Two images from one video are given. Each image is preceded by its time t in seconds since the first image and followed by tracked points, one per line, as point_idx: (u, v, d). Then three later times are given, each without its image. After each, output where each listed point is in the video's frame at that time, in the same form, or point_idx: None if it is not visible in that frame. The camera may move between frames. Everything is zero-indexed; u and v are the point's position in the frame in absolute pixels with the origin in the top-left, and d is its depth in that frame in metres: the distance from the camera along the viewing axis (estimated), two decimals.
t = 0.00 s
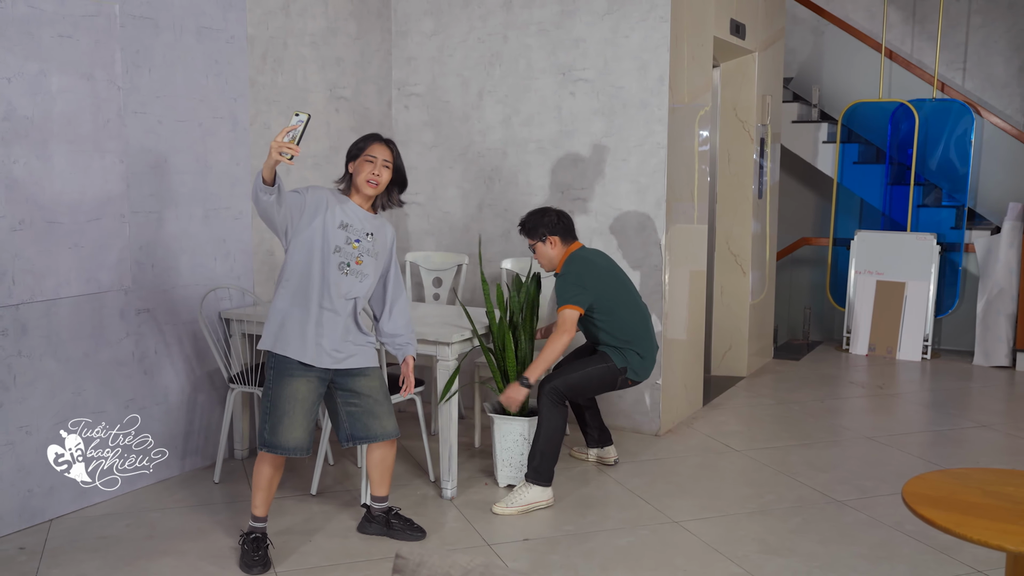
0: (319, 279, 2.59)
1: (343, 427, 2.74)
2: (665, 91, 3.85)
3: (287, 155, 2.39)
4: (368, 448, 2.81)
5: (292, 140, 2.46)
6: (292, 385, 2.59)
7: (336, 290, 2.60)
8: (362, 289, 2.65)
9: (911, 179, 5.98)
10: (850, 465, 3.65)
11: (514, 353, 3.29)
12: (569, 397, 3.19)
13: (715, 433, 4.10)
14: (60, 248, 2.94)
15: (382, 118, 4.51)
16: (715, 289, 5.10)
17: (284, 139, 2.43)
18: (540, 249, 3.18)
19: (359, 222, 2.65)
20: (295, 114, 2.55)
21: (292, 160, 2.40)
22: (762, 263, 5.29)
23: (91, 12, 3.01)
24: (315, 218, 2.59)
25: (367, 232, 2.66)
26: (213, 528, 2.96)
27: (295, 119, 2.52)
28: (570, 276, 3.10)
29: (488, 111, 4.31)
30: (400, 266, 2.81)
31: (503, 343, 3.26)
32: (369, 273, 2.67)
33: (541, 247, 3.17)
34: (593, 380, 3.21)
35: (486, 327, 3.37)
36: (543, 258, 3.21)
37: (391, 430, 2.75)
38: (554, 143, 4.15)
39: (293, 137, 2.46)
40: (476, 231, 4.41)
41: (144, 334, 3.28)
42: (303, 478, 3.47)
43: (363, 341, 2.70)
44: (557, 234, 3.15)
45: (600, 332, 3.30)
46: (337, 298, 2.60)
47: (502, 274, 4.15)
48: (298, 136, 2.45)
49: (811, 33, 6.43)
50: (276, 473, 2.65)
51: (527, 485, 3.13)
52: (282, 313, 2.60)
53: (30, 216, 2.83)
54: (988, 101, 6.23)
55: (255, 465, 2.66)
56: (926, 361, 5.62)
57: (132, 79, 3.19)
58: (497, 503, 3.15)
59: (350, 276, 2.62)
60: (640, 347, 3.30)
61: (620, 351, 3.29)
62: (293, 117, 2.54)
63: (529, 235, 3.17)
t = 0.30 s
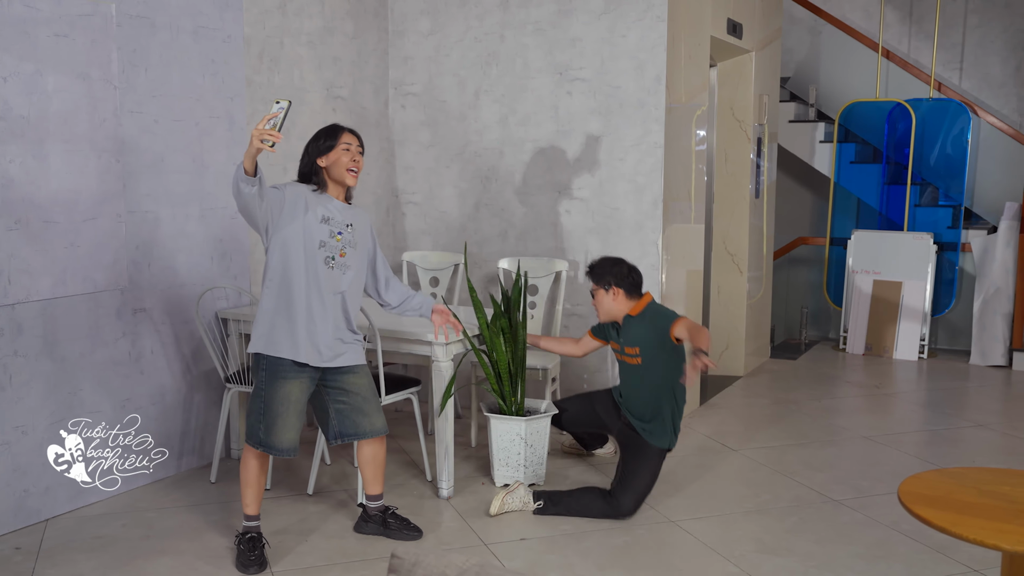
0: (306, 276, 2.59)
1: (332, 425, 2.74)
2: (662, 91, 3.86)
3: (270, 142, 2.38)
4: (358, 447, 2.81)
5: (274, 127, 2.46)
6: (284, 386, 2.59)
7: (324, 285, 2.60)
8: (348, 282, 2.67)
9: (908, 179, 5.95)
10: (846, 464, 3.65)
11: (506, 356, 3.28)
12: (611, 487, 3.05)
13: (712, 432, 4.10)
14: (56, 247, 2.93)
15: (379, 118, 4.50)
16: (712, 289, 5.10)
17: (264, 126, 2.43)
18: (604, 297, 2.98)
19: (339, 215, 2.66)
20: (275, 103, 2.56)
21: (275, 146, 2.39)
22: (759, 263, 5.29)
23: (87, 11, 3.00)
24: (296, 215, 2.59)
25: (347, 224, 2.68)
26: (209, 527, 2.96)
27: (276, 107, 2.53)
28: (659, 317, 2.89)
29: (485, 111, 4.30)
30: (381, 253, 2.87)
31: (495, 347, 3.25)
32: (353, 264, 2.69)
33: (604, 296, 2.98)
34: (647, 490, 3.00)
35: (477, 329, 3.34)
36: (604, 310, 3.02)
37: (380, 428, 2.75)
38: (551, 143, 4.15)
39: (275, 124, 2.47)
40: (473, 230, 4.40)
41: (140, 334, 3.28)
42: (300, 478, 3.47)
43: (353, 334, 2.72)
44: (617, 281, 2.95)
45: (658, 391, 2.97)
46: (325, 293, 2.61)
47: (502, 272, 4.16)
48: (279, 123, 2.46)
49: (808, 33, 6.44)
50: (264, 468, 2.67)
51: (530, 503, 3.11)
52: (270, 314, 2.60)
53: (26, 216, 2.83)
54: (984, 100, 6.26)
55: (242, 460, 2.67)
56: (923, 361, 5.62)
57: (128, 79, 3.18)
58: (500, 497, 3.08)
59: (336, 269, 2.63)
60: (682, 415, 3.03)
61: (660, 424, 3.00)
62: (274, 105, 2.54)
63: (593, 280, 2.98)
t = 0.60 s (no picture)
0: (284, 269, 2.58)
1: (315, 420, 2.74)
2: (642, 86, 3.89)
3: (231, 134, 2.39)
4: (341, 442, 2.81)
5: (234, 120, 2.47)
6: (267, 382, 2.59)
7: (303, 277, 2.59)
8: (328, 273, 2.66)
9: (886, 174, 6.01)
10: (824, 457, 3.69)
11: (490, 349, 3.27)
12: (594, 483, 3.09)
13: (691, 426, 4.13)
14: (32, 242, 2.90)
15: (360, 112, 4.48)
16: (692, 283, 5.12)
17: (226, 120, 2.44)
18: (721, 375, 2.89)
19: (315, 206, 2.64)
20: (235, 96, 2.56)
21: (236, 140, 2.41)
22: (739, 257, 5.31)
23: (63, 4, 2.97)
24: (271, 208, 2.58)
25: (324, 215, 2.66)
26: (188, 524, 2.94)
27: (235, 99, 2.53)
28: (767, 417, 2.91)
29: (465, 105, 4.29)
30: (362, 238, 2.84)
31: (479, 339, 3.24)
32: (332, 255, 2.68)
33: (723, 376, 2.89)
34: (631, 503, 3.04)
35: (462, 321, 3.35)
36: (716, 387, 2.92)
37: (363, 422, 2.77)
38: (531, 137, 4.15)
39: (235, 117, 2.47)
40: (454, 225, 4.40)
41: (118, 330, 3.26)
42: (280, 473, 3.46)
43: (335, 325, 2.71)
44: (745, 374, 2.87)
45: (713, 466, 3.07)
46: (305, 286, 2.60)
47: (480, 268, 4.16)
48: (239, 116, 2.46)
49: (788, 29, 6.52)
50: (246, 468, 2.66)
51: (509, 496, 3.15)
52: (250, 310, 2.59)
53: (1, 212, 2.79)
54: (961, 95, 6.45)
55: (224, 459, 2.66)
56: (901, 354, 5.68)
57: (105, 72, 3.15)
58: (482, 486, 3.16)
59: (315, 261, 2.62)
60: (710, 480, 3.17)
61: (691, 482, 3.10)
62: (233, 98, 2.55)
63: (722, 358, 2.86)
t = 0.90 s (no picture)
0: (275, 266, 2.57)
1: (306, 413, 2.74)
2: (629, 78, 3.89)
3: (211, 136, 2.36)
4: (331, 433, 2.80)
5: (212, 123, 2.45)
6: (253, 376, 2.58)
7: (294, 274, 2.59)
8: (318, 268, 2.67)
9: (871, 166, 6.05)
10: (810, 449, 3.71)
11: (477, 340, 3.28)
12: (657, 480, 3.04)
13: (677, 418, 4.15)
14: (15, 236, 2.87)
15: (344, 104, 4.46)
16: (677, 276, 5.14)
17: (204, 122, 2.40)
18: (755, 352, 2.95)
19: (304, 202, 2.63)
20: (211, 96, 2.54)
21: (216, 141, 2.38)
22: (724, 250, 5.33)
23: None
24: (261, 205, 2.56)
25: (313, 210, 2.66)
26: (175, 518, 2.93)
27: (211, 99, 2.52)
28: (793, 402, 2.93)
29: (451, 97, 4.28)
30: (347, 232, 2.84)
31: (465, 330, 3.25)
32: (321, 250, 2.68)
33: (755, 352, 2.96)
34: (689, 499, 2.99)
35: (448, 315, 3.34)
36: (746, 360, 2.99)
37: (354, 413, 2.75)
38: (517, 130, 4.15)
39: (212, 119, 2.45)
40: (439, 218, 4.39)
41: (102, 324, 3.24)
42: (267, 467, 3.45)
43: (325, 321, 2.72)
44: (775, 355, 2.93)
45: (745, 453, 3.08)
46: (296, 282, 2.60)
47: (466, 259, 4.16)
48: (216, 116, 2.45)
49: (773, 21, 6.51)
50: (247, 462, 2.66)
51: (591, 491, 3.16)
52: (239, 307, 2.58)
53: None
54: (946, 88, 6.54)
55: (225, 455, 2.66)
56: (886, 346, 5.73)
57: (87, 64, 3.12)
58: (560, 471, 3.23)
59: (306, 257, 2.62)
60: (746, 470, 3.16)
61: (731, 475, 3.11)
62: (209, 98, 2.52)
63: (757, 334, 2.95)
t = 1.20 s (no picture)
0: (261, 259, 2.57)
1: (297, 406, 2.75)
2: (620, 75, 3.92)
3: (186, 154, 2.35)
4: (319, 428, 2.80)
5: (190, 138, 2.42)
6: (249, 371, 2.58)
7: (281, 263, 2.59)
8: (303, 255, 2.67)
9: (862, 162, 6.05)
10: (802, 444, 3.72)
11: (468, 337, 3.27)
12: (669, 475, 3.05)
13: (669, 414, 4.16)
14: (6, 233, 2.85)
15: (336, 101, 4.45)
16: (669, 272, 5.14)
17: (183, 138, 2.39)
18: (745, 341, 2.94)
19: (280, 191, 2.62)
20: (190, 113, 2.50)
21: (192, 158, 2.37)
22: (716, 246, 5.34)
23: None
24: (237, 202, 2.54)
25: (291, 198, 2.65)
26: (166, 515, 2.92)
27: (193, 116, 2.48)
28: (785, 390, 2.94)
29: (443, 93, 4.28)
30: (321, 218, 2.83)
31: (456, 326, 3.23)
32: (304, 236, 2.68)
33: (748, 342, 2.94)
34: (704, 488, 3.02)
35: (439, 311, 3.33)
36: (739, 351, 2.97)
37: (344, 407, 2.77)
38: (509, 126, 4.15)
39: (191, 135, 2.42)
40: (431, 214, 4.39)
41: (93, 321, 3.23)
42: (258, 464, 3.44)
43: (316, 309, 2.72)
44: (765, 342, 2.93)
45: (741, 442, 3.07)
46: (283, 272, 2.60)
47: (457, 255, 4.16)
48: (196, 134, 2.41)
49: (764, 18, 6.51)
50: (236, 460, 2.65)
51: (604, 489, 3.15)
52: (228, 307, 2.57)
53: None
54: (936, 84, 6.57)
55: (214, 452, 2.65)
56: (877, 342, 5.75)
57: (77, 60, 3.11)
58: (576, 472, 3.18)
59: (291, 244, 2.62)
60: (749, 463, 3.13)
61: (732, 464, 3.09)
62: (192, 114, 2.49)
63: (748, 325, 2.93)
